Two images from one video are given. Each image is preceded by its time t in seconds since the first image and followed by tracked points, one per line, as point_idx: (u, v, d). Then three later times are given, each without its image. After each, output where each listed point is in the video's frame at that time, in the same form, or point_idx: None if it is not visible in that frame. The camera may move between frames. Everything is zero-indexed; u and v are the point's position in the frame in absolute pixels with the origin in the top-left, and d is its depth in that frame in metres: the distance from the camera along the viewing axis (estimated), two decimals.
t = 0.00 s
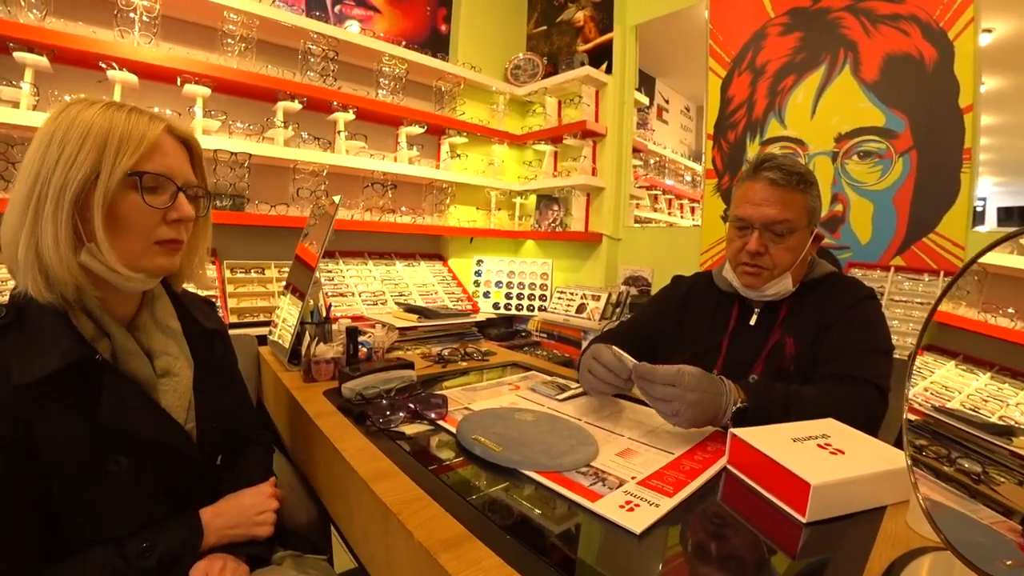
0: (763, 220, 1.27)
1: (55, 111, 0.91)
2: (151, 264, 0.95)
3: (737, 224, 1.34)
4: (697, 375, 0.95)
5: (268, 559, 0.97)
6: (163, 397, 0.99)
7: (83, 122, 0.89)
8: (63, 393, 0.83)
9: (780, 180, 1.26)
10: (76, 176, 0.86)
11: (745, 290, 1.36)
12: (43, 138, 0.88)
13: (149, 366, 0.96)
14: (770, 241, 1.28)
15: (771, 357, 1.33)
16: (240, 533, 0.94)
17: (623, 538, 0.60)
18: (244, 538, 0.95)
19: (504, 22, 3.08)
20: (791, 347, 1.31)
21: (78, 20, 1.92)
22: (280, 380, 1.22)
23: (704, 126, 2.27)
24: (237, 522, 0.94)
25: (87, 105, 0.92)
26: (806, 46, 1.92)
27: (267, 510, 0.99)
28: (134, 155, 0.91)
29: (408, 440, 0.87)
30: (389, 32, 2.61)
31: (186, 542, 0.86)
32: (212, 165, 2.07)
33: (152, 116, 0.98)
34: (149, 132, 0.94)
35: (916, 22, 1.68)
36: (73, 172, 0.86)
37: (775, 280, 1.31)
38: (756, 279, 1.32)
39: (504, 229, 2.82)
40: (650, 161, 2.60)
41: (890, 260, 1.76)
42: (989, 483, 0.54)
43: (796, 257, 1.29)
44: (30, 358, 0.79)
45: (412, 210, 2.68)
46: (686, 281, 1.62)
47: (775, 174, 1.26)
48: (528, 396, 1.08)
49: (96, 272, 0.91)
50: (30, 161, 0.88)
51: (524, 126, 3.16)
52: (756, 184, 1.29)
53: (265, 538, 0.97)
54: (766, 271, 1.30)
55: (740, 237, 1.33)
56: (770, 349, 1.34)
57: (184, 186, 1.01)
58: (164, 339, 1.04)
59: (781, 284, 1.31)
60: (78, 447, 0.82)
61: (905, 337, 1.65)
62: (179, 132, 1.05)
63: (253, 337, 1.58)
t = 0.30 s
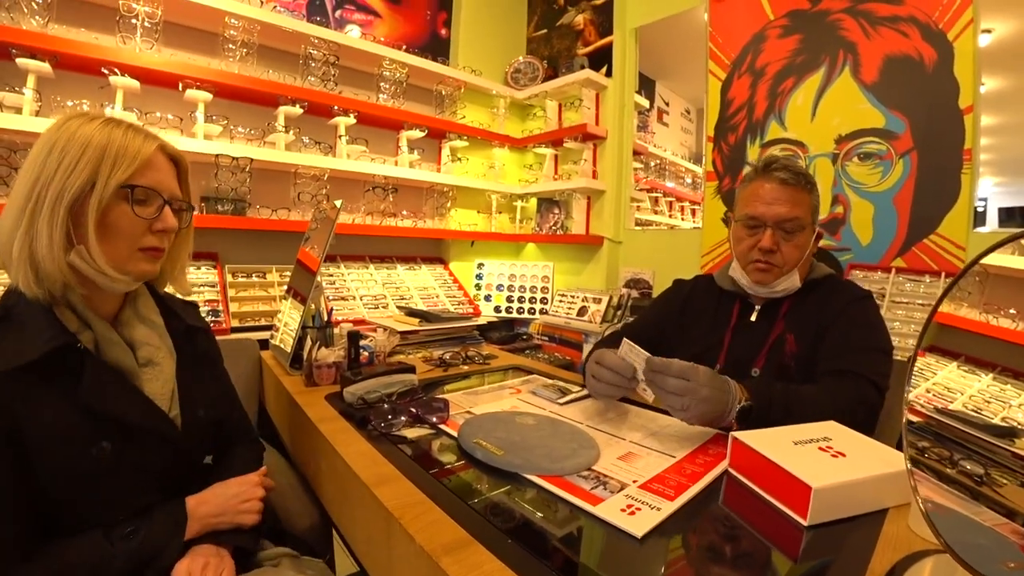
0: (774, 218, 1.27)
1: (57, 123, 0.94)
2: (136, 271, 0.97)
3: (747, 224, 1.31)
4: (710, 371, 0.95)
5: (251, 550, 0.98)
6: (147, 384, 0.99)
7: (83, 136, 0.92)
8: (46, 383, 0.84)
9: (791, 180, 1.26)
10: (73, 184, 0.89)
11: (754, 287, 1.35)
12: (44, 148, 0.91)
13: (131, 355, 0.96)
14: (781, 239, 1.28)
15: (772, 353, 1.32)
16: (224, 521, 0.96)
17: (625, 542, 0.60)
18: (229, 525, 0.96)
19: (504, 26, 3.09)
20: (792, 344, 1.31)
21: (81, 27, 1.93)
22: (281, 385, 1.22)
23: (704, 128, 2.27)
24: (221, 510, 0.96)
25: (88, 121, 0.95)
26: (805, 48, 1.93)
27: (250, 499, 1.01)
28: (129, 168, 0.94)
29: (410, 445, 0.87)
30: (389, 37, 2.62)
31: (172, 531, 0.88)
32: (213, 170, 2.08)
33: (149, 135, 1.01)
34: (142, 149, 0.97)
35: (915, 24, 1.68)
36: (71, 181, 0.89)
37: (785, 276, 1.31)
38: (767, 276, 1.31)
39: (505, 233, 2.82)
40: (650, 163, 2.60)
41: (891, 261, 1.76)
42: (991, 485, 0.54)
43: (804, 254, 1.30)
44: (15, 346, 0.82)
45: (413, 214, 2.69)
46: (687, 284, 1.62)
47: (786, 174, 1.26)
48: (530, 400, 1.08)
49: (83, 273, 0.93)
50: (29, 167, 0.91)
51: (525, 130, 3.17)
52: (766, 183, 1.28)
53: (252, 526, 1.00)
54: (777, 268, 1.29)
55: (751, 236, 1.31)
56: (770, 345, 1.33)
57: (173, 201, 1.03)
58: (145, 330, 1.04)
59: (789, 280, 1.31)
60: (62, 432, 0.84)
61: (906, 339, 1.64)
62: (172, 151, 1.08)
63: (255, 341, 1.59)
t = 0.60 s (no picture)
0: (785, 224, 1.25)
1: (62, 141, 0.95)
2: (136, 283, 0.98)
3: (756, 229, 1.29)
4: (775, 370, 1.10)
5: (246, 566, 0.94)
6: (144, 387, 0.99)
7: (87, 155, 0.92)
8: (44, 387, 0.85)
9: (799, 185, 1.25)
10: (77, 201, 0.90)
11: (764, 293, 1.35)
12: (50, 165, 0.92)
13: (128, 357, 0.97)
14: (792, 244, 1.27)
15: (782, 360, 1.33)
16: (223, 536, 0.93)
17: (636, 549, 0.60)
18: (223, 541, 0.93)
19: (508, 29, 3.10)
20: (803, 351, 1.32)
21: (88, 32, 1.94)
22: (288, 390, 1.22)
23: (708, 130, 2.27)
24: (221, 525, 0.93)
25: (93, 138, 0.95)
26: (809, 50, 1.93)
27: (250, 516, 0.97)
28: (131, 186, 0.94)
29: (419, 451, 0.87)
30: (393, 41, 2.62)
31: (172, 536, 0.87)
32: (219, 174, 2.09)
33: (149, 151, 1.01)
34: (143, 167, 0.97)
35: (920, 26, 1.68)
36: (75, 198, 0.90)
37: (794, 280, 1.32)
38: (779, 281, 1.31)
39: (509, 236, 2.83)
40: (654, 166, 2.60)
41: (897, 263, 1.75)
42: (1002, 489, 0.54)
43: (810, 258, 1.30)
44: (17, 349, 0.83)
45: (417, 218, 2.69)
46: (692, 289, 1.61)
47: (795, 180, 1.26)
48: (539, 406, 1.08)
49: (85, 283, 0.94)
50: (33, 183, 0.91)
51: (529, 133, 3.17)
52: (770, 191, 1.27)
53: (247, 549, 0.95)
54: (788, 273, 1.29)
55: (760, 242, 1.30)
56: (780, 350, 1.34)
57: (173, 216, 1.03)
58: (140, 332, 1.04)
59: (798, 284, 1.32)
60: (59, 434, 0.84)
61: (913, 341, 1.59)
62: (174, 165, 1.08)
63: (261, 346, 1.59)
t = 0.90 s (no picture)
0: (804, 239, 1.24)
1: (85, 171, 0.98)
2: (160, 300, 1.00)
3: (773, 245, 1.28)
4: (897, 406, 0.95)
5: None
6: (168, 405, 1.01)
7: (105, 182, 0.95)
8: (75, 404, 0.88)
9: (817, 201, 1.25)
10: (99, 225, 0.92)
11: (784, 308, 1.35)
12: (74, 195, 0.95)
13: (153, 376, 0.98)
14: (810, 258, 1.26)
15: (804, 374, 1.32)
16: (241, 558, 0.94)
17: (655, 565, 0.60)
18: (243, 566, 0.93)
19: (518, 40, 3.13)
20: (829, 364, 1.31)
21: (108, 49, 1.99)
22: (305, 403, 1.24)
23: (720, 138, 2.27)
24: (240, 547, 0.94)
25: (112, 165, 0.98)
26: (820, 58, 1.92)
27: (268, 540, 0.98)
28: (148, 207, 0.96)
29: (436, 466, 0.87)
30: (405, 53, 2.66)
31: (192, 551, 0.89)
32: (234, 186, 2.12)
33: (165, 173, 1.03)
34: (159, 189, 0.99)
35: (933, 31, 1.68)
36: (97, 222, 0.92)
37: (814, 294, 1.32)
38: (799, 297, 1.31)
39: (521, 245, 2.84)
40: (665, 174, 2.61)
41: (913, 271, 1.74)
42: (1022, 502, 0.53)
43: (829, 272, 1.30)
44: (51, 367, 0.86)
45: (429, 228, 2.71)
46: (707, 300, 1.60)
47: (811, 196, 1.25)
48: (554, 418, 1.09)
49: (112, 303, 0.96)
50: (60, 213, 0.94)
51: (540, 142, 3.19)
52: (786, 205, 1.26)
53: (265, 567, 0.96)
54: (808, 288, 1.29)
55: (779, 257, 1.29)
56: (802, 362, 1.33)
57: (192, 234, 1.05)
58: (168, 353, 1.06)
59: (818, 297, 1.32)
60: (88, 450, 0.86)
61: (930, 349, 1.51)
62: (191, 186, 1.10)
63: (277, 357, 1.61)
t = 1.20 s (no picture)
0: (831, 245, 1.22)
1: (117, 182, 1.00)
2: (192, 308, 1.01)
3: (799, 251, 1.27)
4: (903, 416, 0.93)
5: None
6: (201, 413, 1.01)
7: (135, 193, 0.96)
8: (113, 410, 0.89)
9: (843, 206, 1.22)
10: (131, 238, 0.94)
11: (810, 316, 1.33)
12: (106, 207, 0.97)
13: (187, 384, 1.00)
14: (837, 265, 1.25)
15: (827, 381, 1.30)
16: (267, 562, 0.94)
17: None
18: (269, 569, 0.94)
19: (532, 47, 3.14)
20: (855, 375, 1.29)
21: (130, 61, 2.04)
22: (325, 411, 1.24)
23: (737, 143, 2.25)
24: (265, 552, 0.94)
25: (141, 175, 1.00)
26: (839, 60, 1.90)
27: (293, 545, 0.99)
28: (177, 218, 0.98)
29: (459, 475, 0.87)
30: (421, 61, 2.68)
31: (220, 555, 0.90)
32: (254, 195, 2.16)
33: (192, 182, 1.04)
34: (187, 199, 1.00)
35: (955, 32, 1.65)
36: (129, 234, 0.94)
37: (841, 301, 1.30)
38: (825, 304, 1.28)
39: (537, 252, 2.84)
40: (681, 180, 2.59)
41: (937, 277, 1.70)
42: None
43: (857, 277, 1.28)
44: (91, 373, 0.88)
45: (446, 235, 2.73)
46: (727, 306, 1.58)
47: (836, 200, 1.23)
48: (575, 426, 1.08)
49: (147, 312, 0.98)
50: (94, 224, 0.97)
51: (555, 149, 3.19)
52: (813, 209, 1.24)
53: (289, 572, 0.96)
54: (834, 295, 1.27)
55: (804, 264, 1.27)
56: (827, 371, 1.31)
57: (222, 241, 1.06)
58: (203, 363, 1.08)
59: (844, 304, 1.30)
60: (124, 456, 0.88)
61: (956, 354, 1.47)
62: (219, 193, 1.11)
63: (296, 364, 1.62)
